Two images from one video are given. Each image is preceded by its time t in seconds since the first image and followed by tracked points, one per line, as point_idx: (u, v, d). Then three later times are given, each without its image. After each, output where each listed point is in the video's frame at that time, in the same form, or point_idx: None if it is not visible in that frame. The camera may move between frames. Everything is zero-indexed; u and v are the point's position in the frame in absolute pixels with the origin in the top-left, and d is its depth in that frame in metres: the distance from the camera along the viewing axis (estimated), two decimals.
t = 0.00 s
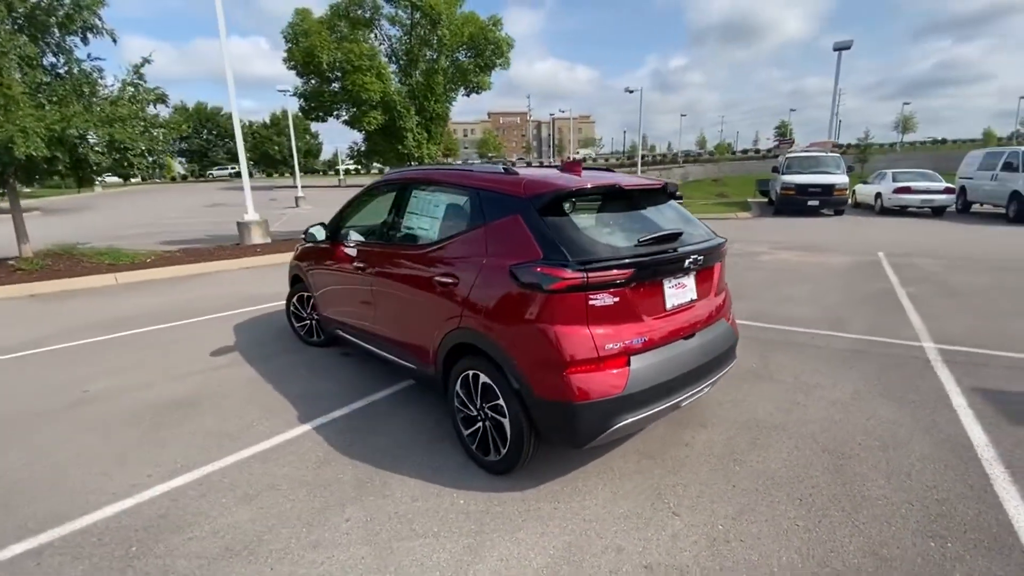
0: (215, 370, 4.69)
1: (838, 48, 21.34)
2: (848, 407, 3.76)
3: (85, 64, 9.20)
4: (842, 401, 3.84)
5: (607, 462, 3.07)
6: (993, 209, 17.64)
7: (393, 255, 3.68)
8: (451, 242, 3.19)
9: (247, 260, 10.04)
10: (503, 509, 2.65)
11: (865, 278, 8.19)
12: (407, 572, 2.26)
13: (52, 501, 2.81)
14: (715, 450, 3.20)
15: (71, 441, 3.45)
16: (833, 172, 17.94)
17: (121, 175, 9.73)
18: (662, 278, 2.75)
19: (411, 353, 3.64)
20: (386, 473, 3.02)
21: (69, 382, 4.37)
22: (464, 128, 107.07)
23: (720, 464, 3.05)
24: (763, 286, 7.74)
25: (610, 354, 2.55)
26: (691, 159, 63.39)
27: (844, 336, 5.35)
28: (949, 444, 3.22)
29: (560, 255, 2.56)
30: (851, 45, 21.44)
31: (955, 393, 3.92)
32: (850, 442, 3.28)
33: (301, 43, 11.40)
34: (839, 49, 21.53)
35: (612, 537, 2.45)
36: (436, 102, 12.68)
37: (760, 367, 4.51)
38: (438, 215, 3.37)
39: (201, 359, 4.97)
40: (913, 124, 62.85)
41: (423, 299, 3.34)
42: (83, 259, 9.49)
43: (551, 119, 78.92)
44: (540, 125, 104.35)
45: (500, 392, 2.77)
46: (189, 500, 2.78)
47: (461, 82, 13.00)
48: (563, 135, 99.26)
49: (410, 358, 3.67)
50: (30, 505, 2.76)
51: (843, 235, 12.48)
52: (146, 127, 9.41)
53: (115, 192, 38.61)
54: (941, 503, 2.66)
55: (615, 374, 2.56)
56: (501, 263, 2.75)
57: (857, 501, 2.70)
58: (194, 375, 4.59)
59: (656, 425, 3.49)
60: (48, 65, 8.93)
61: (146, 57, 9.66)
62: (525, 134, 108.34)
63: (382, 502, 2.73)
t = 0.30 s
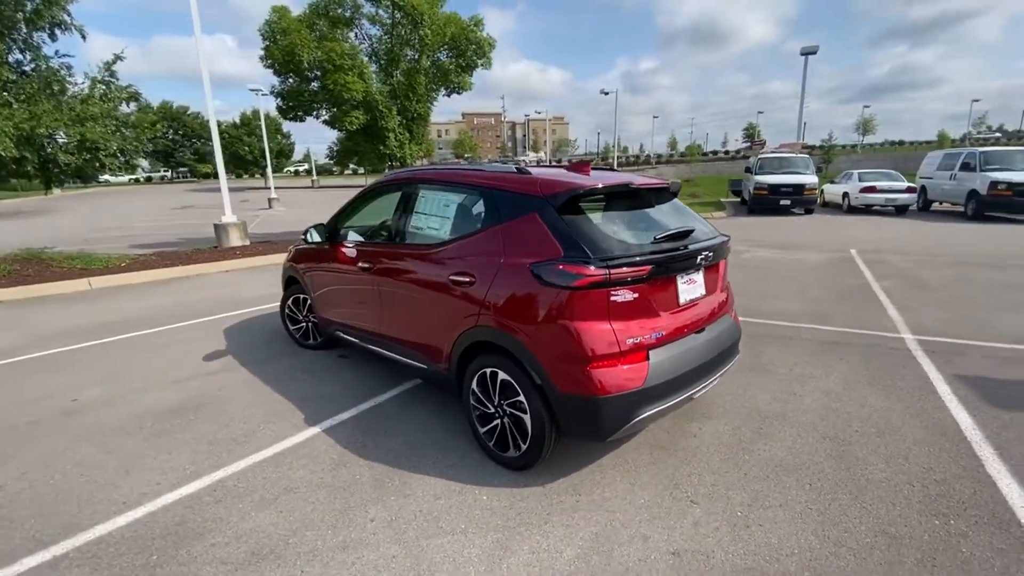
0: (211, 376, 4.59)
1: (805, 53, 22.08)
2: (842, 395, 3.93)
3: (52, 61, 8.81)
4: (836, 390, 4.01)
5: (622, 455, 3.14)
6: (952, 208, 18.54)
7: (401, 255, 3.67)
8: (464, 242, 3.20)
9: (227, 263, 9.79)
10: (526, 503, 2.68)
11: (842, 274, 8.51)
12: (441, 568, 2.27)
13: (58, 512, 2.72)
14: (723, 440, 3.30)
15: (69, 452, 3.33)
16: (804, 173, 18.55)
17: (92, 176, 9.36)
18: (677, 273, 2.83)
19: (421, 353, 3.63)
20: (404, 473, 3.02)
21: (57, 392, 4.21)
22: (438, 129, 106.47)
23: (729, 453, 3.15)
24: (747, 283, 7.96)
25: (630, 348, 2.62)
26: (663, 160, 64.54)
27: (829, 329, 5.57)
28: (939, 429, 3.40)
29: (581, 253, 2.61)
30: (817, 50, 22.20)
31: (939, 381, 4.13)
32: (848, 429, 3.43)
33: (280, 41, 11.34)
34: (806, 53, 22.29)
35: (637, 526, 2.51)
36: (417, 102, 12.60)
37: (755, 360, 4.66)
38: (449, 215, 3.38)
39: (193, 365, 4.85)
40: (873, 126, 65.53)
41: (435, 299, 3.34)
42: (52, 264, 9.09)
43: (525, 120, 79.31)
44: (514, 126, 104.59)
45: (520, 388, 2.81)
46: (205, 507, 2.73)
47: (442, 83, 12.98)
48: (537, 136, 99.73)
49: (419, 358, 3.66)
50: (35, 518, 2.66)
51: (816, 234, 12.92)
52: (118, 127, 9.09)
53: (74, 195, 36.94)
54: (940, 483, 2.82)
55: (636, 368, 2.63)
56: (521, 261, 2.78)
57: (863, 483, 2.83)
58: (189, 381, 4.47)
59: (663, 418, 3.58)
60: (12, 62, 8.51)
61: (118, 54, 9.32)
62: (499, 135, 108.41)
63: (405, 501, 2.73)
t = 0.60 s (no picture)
0: (204, 383, 4.47)
1: (776, 57, 22.67)
2: (833, 389, 4.09)
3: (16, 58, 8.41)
4: (828, 384, 4.16)
5: (632, 452, 3.19)
6: (914, 207, 19.38)
7: (405, 258, 3.65)
8: (473, 244, 3.21)
9: (206, 266, 9.51)
10: (544, 503, 2.71)
11: (818, 272, 8.82)
12: (467, 570, 2.28)
13: (61, 528, 2.62)
14: (727, 434, 3.40)
15: (63, 466, 3.20)
16: (776, 174, 19.13)
17: (60, 178, 9.00)
18: (686, 273, 2.90)
19: (427, 355, 3.62)
20: (418, 476, 3.01)
21: (41, 404, 4.05)
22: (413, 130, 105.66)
23: (734, 447, 3.24)
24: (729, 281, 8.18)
25: (645, 347, 2.68)
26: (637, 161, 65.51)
27: (814, 326, 5.77)
28: (927, 419, 3.58)
29: (596, 254, 2.66)
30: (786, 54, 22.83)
31: (921, 373, 4.34)
32: (843, 420, 3.57)
33: (258, 40, 11.18)
34: (776, 57, 22.91)
35: (655, 522, 2.57)
36: (399, 102, 12.48)
37: (747, 357, 4.80)
38: (456, 217, 3.38)
39: (183, 372, 4.71)
40: (836, 129, 67.91)
41: (443, 301, 3.34)
42: (17, 270, 8.69)
43: (500, 121, 79.40)
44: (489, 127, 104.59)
45: (535, 388, 2.84)
46: (216, 518, 2.67)
47: (423, 83, 12.90)
48: (512, 138, 99.96)
49: (425, 361, 3.64)
50: (37, 534, 2.57)
51: (790, 233, 13.35)
52: (88, 127, 8.75)
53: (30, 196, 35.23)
54: (934, 470, 2.97)
55: (651, 366, 2.69)
56: (536, 263, 2.81)
57: (862, 472, 2.96)
58: (181, 389, 4.35)
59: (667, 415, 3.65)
60: None
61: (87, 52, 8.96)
62: (475, 136, 108.23)
63: (422, 505, 2.72)
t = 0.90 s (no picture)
0: (197, 389, 4.30)
1: (750, 59, 23.17)
2: (831, 381, 4.19)
3: None
4: (826, 377, 4.26)
5: (646, 449, 3.20)
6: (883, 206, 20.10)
7: (412, 257, 3.58)
8: (485, 242, 3.17)
9: (184, 269, 9.19)
10: (567, 502, 2.69)
11: (801, 269, 9.04)
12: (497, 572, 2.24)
13: (61, 544, 2.48)
14: (737, 428, 3.44)
15: (55, 479, 3.04)
16: (751, 174, 19.60)
17: (26, 179, 8.57)
18: (701, 269, 2.92)
19: (435, 356, 3.56)
20: (433, 478, 2.95)
21: (23, 416, 3.84)
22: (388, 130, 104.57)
23: (745, 441, 3.29)
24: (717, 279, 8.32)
25: (666, 343, 2.68)
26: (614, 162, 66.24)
27: (804, 321, 5.91)
28: (924, 409, 3.69)
29: (616, 251, 2.65)
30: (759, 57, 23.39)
31: (912, 365, 4.48)
32: (845, 412, 3.66)
33: (238, 36, 10.64)
34: (749, 60, 23.43)
35: (679, 517, 2.57)
36: (381, 101, 12.35)
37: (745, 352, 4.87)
38: (466, 215, 3.34)
39: (173, 379, 4.53)
40: (804, 130, 70.02)
41: (454, 301, 3.29)
42: None
43: (477, 122, 79.31)
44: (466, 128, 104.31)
45: (555, 386, 2.82)
46: (228, 528, 2.57)
47: (405, 83, 12.68)
48: (489, 139, 99.91)
49: (433, 362, 3.59)
50: (35, 552, 2.42)
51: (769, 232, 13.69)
52: (56, 125, 8.36)
53: None
54: (938, 458, 3.06)
55: (671, 362, 2.70)
56: (553, 259, 2.79)
57: (871, 462, 3.03)
58: (173, 396, 4.18)
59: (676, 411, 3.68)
60: None
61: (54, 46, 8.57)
62: (451, 137, 107.77)
63: (443, 508, 2.67)
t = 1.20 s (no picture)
0: (191, 399, 4.14)
1: (727, 61, 23.59)
2: (831, 377, 4.26)
3: None
4: (826, 373, 4.33)
5: (662, 449, 3.20)
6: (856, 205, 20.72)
7: (420, 258, 3.50)
8: (498, 243, 3.11)
9: (163, 274, 8.87)
10: (591, 505, 2.66)
11: (786, 267, 9.23)
12: None
13: (61, 567, 2.34)
14: (747, 426, 3.47)
15: (47, 497, 2.87)
16: (730, 175, 19.98)
17: None
18: (718, 268, 2.93)
19: (444, 360, 3.49)
20: (451, 484, 2.88)
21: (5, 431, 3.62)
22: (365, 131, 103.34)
23: (757, 438, 3.32)
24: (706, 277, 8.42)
25: (687, 342, 2.68)
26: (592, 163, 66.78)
27: (796, 318, 6.02)
28: (923, 402, 3.78)
29: (638, 251, 2.64)
30: (736, 60, 23.85)
31: (905, 359, 4.60)
32: (849, 407, 3.73)
33: (217, 35, 10.30)
34: (726, 62, 23.85)
35: (704, 517, 2.57)
36: (365, 101, 12.16)
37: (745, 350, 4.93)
38: (477, 216, 3.28)
39: (164, 389, 4.34)
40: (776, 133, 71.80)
41: (466, 303, 3.22)
42: None
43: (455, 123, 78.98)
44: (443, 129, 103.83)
45: (575, 388, 2.79)
46: (242, 544, 2.47)
47: (388, 83, 12.41)
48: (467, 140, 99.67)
49: (442, 365, 3.51)
50: None
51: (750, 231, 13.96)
52: (25, 124, 7.96)
53: None
54: (945, 450, 3.13)
55: (692, 362, 2.70)
56: (572, 260, 2.76)
57: (882, 456, 3.08)
58: (167, 406, 4.01)
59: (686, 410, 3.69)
60: None
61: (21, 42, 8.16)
62: (429, 137, 107.10)
63: (465, 515, 2.61)
